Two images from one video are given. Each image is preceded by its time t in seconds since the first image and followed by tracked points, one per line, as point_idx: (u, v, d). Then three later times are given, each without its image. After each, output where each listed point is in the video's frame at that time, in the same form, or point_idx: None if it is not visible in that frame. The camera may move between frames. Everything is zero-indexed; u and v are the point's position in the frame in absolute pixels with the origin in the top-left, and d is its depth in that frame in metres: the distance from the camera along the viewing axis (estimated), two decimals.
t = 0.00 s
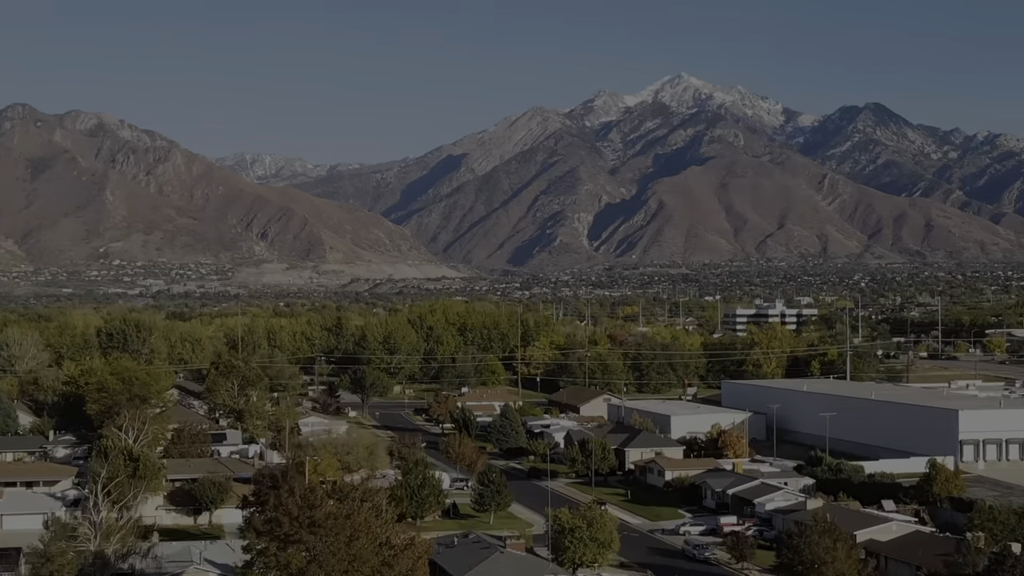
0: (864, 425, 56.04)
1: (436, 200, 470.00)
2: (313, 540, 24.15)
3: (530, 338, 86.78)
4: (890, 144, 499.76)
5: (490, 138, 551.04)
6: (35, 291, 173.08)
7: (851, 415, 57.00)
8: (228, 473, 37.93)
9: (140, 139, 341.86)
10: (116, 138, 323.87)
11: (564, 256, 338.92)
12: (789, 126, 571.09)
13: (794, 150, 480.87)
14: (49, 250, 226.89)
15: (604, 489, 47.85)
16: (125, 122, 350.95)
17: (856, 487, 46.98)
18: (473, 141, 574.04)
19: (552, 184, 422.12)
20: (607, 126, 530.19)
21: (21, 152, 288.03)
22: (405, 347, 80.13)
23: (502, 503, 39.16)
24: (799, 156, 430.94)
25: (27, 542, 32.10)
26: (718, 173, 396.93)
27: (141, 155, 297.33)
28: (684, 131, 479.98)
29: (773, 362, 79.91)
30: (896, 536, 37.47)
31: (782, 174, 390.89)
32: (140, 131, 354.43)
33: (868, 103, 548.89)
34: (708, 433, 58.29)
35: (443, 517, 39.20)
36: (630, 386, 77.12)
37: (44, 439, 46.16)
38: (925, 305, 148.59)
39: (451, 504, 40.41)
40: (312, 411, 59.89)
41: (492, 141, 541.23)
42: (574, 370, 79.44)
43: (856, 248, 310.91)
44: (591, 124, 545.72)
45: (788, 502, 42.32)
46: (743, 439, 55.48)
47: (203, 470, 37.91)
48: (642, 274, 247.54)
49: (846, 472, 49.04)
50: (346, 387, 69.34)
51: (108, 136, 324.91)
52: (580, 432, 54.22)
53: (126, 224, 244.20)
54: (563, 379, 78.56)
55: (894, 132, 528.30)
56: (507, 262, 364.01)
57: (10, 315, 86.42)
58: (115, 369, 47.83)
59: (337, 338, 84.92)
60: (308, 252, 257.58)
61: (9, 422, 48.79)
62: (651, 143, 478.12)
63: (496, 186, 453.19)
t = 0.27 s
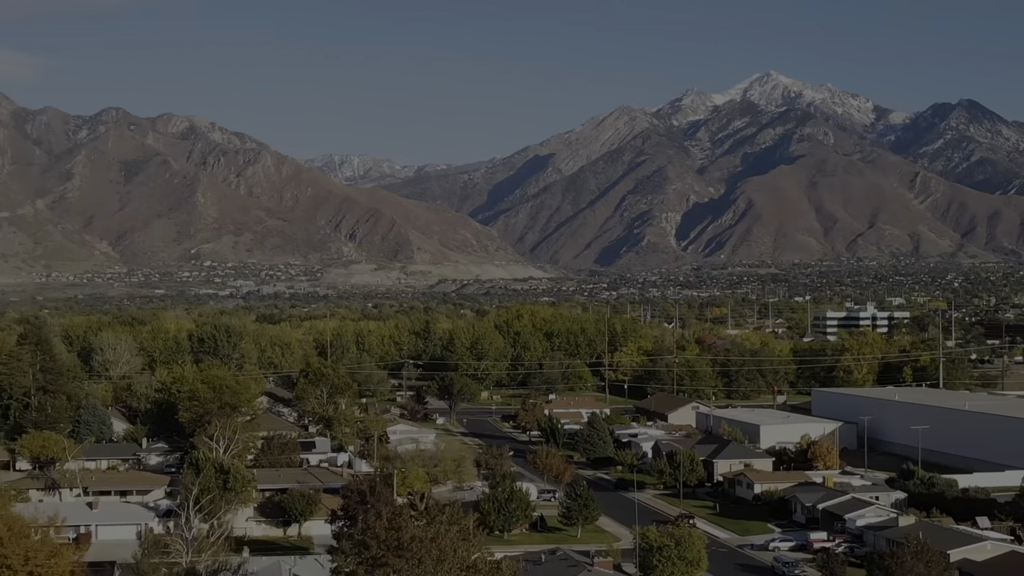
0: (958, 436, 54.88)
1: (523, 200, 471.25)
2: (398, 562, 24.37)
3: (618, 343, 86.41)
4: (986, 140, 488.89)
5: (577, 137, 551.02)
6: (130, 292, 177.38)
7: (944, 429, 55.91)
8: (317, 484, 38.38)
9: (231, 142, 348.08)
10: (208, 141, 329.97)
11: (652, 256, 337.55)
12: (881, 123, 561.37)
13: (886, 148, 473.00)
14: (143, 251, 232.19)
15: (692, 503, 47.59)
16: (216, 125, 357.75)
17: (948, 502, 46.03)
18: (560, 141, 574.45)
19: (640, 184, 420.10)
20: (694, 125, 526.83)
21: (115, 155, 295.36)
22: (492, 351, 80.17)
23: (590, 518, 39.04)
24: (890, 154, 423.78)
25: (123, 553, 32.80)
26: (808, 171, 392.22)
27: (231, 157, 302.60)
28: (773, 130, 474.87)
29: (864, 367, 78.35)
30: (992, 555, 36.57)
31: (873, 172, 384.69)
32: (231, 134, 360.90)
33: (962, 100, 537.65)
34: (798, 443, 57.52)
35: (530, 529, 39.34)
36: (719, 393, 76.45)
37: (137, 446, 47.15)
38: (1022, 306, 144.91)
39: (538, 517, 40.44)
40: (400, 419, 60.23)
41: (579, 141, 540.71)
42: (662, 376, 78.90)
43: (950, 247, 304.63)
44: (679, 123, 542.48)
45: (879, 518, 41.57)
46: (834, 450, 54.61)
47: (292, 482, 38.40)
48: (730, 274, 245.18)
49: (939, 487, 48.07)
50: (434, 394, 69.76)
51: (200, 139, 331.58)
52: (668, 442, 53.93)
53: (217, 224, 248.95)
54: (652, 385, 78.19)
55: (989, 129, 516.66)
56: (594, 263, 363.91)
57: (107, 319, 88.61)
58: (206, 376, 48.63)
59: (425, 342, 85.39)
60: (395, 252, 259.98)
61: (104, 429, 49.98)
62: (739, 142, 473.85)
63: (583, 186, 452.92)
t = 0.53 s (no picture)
0: (991, 440, 54.34)
1: (553, 200, 471.34)
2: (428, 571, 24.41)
3: (649, 345, 86.08)
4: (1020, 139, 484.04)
5: (606, 136, 550.47)
6: (161, 292, 178.88)
7: (977, 433, 55.29)
8: (346, 487, 38.54)
9: (262, 142, 349.98)
10: (238, 142, 331.63)
11: (682, 256, 336.41)
12: (913, 122, 557.08)
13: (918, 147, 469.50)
14: (175, 251, 233.79)
15: (722, 506, 47.40)
16: (247, 126, 359.83)
17: (982, 508, 45.52)
18: (589, 141, 574.01)
19: (671, 183, 418.30)
20: (725, 124, 524.89)
21: (147, 156, 298.11)
22: (522, 353, 80.04)
23: (620, 523, 38.89)
24: (922, 153, 420.53)
25: (155, 556, 33.04)
26: (839, 171, 389.68)
27: (262, 158, 304.02)
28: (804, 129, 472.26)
29: (896, 369, 77.46)
30: None
31: (905, 170, 381.75)
32: (261, 135, 362.79)
33: (996, 99, 532.67)
34: (829, 447, 57.15)
35: (560, 534, 39.26)
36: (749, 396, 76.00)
37: (167, 449, 47.46)
38: None
39: (569, 521, 40.32)
40: (430, 421, 60.21)
41: (609, 141, 539.81)
42: (692, 378, 78.50)
43: (983, 246, 301.63)
44: (709, 122, 540.52)
45: (910, 524, 41.22)
46: (865, 454, 54.19)
47: (323, 485, 38.51)
48: (761, 275, 243.46)
49: (972, 492, 47.57)
50: (463, 396, 69.77)
51: (231, 140, 333.56)
52: (699, 446, 53.70)
53: (248, 224, 250.13)
54: (682, 387, 77.82)
55: None
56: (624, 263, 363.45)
57: (138, 320, 89.42)
58: (237, 378, 48.78)
59: (454, 344, 85.36)
60: (426, 252, 260.17)
61: (136, 432, 50.21)
62: (770, 141, 471.65)
63: (613, 186, 452.16)
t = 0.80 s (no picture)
0: (1014, 444, 53.98)
1: (575, 199, 471.24)
2: None
3: (671, 346, 85.84)
4: None
5: (629, 136, 549.82)
6: (184, 292, 179.61)
7: (1000, 436, 54.98)
8: (369, 489, 38.60)
9: (285, 142, 351.14)
10: (260, 141, 332.75)
11: (704, 256, 335.42)
12: (937, 121, 553.60)
13: (942, 146, 466.20)
14: (197, 251, 234.85)
15: (744, 509, 47.33)
16: (269, 126, 361.06)
17: (1005, 511, 45.19)
18: (611, 140, 573.32)
19: (693, 183, 416.97)
20: (747, 124, 523.25)
21: (170, 156, 299.57)
22: (544, 354, 79.99)
23: (642, 525, 38.75)
24: (946, 151, 417.71)
25: (178, 559, 33.16)
26: (863, 170, 387.47)
27: (284, 158, 305.13)
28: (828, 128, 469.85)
29: (920, 371, 76.84)
30: None
31: (930, 169, 379.32)
32: (283, 135, 363.91)
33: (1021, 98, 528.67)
34: (853, 449, 56.87)
35: (582, 536, 39.18)
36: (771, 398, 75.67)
37: (191, 450, 47.68)
38: None
39: (591, 523, 40.20)
40: (452, 423, 60.20)
41: (631, 141, 539.06)
42: (714, 379, 78.27)
43: (1008, 246, 299.02)
44: (732, 121, 539.02)
45: (935, 527, 40.92)
46: (889, 457, 53.85)
47: (345, 487, 38.57)
48: (784, 274, 241.98)
49: (996, 495, 47.23)
50: (485, 398, 69.80)
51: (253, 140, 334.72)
52: (721, 449, 53.60)
53: (271, 224, 250.83)
54: (704, 388, 77.53)
55: None
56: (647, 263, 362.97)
57: (161, 320, 89.89)
58: (261, 380, 48.97)
59: (476, 344, 85.32)
60: (447, 252, 259.96)
61: (159, 433, 50.30)
62: (793, 140, 469.68)
63: (635, 185, 451.44)
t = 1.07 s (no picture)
0: None
1: (597, 199, 471.12)
2: None
3: (693, 348, 85.59)
4: None
5: (651, 135, 548.95)
6: (207, 292, 180.48)
7: None
8: (392, 492, 38.60)
9: (307, 142, 352.50)
10: (283, 142, 333.97)
11: (727, 256, 334.73)
12: (962, 120, 550.24)
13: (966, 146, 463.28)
14: (220, 251, 235.92)
15: (766, 512, 47.18)
16: (291, 126, 362.33)
17: None
18: (633, 140, 572.60)
19: (715, 183, 416.09)
20: (770, 123, 521.57)
21: (193, 157, 301.07)
22: (566, 356, 79.91)
23: (664, 529, 38.58)
24: (970, 151, 415.10)
25: (201, 562, 33.26)
26: (886, 170, 385.47)
27: (306, 159, 306.26)
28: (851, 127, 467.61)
29: (944, 372, 76.16)
30: None
31: (954, 168, 377.32)
32: (306, 135, 365.13)
33: None
34: (877, 452, 56.54)
35: (605, 540, 39.13)
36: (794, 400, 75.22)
37: (213, 452, 47.78)
38: None
39: (613, 527, 40.12)
40: (474, 425, 60.19)
41: (654, 140, 538.22)
42: (737, 381, 77.99)
43: None
44: (754, 121, 537.65)
45: (958, 531, 40.64)
46: (913, 460, 53.43)
47: (368, 490, 38.61)
48: (807, 274, 240.85)
49: (1020, 499, 46.81)
50: (508, 399, 69.75)
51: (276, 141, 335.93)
52: (744, 451, 53.43)
53: (293, 224, 251.63)
54: (727, 390, 77.39)
55: None
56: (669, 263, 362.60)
57: (184, 321, 90.44)
58: (282, 382, 49.03)
59: (499, 346, 85.27)
60: (470, 252, 260.01)
61: (182, 435, 50.32)
62: (816, 140, 467.78)
63: (657, 185, 450.84)
